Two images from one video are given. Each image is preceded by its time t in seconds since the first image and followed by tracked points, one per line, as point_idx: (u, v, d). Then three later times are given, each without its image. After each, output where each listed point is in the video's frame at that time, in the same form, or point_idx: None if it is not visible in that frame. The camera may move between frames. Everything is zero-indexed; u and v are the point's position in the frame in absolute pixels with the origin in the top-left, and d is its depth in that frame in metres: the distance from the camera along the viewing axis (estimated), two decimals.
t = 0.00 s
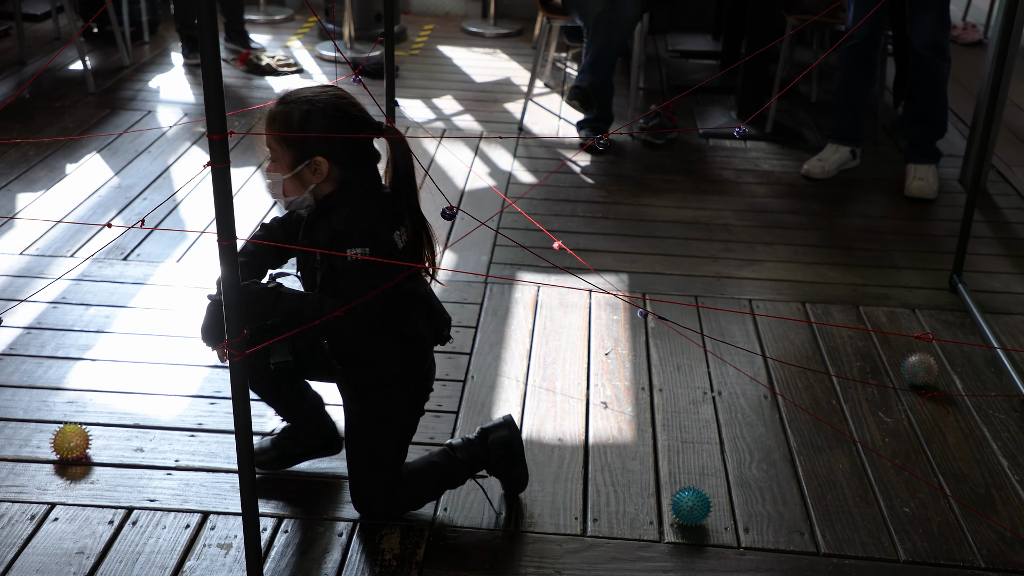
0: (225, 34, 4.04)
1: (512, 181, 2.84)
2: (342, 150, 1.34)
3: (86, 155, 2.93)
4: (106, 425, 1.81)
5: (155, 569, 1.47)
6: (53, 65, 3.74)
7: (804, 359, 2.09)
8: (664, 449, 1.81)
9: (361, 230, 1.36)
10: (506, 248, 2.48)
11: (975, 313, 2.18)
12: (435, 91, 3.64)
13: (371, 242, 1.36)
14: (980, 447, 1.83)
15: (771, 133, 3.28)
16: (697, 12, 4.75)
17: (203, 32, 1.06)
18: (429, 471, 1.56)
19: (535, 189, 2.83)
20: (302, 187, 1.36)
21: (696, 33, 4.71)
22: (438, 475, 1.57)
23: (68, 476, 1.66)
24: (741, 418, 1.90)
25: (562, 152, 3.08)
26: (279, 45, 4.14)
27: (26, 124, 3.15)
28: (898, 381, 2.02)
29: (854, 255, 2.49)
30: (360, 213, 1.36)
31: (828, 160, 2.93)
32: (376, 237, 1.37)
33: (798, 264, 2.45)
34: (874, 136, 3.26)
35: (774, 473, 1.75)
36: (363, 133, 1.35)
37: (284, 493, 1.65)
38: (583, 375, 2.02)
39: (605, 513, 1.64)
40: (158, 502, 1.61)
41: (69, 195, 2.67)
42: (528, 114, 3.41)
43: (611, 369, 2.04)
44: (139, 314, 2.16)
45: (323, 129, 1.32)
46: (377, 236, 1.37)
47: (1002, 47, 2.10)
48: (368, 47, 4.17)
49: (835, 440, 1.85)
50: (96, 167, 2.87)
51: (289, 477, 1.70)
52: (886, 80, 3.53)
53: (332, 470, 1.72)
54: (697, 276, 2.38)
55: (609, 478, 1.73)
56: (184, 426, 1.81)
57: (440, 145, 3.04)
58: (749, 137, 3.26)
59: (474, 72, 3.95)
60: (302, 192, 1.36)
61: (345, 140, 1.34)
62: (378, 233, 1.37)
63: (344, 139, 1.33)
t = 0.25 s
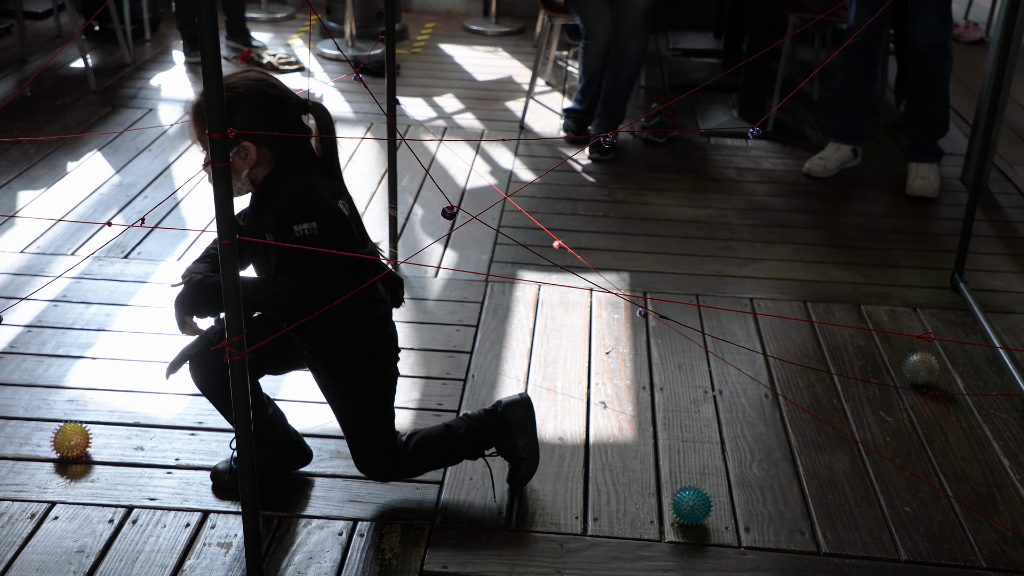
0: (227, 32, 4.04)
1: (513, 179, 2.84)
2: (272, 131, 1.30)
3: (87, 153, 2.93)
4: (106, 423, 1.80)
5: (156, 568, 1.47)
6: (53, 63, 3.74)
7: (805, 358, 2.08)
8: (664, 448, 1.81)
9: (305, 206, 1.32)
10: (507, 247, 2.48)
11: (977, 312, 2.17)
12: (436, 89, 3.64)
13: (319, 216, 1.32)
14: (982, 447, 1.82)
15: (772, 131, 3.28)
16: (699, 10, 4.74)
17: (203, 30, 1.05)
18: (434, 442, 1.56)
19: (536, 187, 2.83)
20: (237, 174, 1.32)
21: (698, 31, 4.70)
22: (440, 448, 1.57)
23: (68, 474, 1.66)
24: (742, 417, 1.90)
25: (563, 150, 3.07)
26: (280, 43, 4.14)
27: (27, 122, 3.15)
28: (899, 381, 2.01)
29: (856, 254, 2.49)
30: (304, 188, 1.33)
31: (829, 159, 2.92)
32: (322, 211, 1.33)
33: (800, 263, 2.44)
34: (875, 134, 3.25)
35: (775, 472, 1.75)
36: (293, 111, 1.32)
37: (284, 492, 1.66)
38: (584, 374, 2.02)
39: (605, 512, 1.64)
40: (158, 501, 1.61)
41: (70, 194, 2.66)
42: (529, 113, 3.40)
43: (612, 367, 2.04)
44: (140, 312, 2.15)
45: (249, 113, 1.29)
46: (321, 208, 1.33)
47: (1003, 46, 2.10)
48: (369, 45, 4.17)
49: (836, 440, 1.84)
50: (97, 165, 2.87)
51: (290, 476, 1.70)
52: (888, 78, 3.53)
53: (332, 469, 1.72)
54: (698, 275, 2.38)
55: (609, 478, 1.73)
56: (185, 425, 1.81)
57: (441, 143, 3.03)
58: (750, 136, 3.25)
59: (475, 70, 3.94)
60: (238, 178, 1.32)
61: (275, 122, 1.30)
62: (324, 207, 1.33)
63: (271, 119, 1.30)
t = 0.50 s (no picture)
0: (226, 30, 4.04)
1: (512, 176, 2.84)
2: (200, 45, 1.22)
3: (86, 150, 2.93)
4: (104, 421, 1.80)
5: (154, 565, 1.47)
6: (52, 60, 3.73)
7: (804, 355, 2.08)
8: (663, 446, 1.81)
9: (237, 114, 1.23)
10: (505, 244, 2.48)
11: (976, 309, 2.17)
12: (436, 86, 3.63)
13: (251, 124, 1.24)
14: (981, 444, 1.82)
15: (772, 129, 3.28)
16: (698, 7, 4.73)
17: (200, 26, 1.05)
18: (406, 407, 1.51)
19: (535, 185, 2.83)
20: (177, 101, 1.25)
21: (698, 29, 4.70)
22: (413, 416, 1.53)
23: (66, 472, 1.67)
24: (741, 415, 1.90)
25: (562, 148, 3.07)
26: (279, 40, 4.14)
27: (25, 119, 3.14)
28: (899, 378, 2.01)
29: (855, 251, 2.49)
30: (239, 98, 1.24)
31: (829, 157, 2.92)
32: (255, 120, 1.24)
33: (799, 260, 2.44)
34: (875, 131, 3.25)
35: (774, 470, 1.75)
36: (221, 16, 1.23)
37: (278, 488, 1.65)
38: (583, 371, 2.02)
39: (604, 509, 1.64)
40: (157, 498, 1.61)
41: (69, 191, 2.66)
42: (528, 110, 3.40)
43: (611, 365, 2.04)
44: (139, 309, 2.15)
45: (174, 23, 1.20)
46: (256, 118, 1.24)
47: (1003, 43, 2.09)
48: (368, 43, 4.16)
49: (835, 437, 1.84)
50: (96, 162, 2.86)
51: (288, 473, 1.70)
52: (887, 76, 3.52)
53: (331, 466, 1.73)
54: (697, 272, 2.37)
55: (608, 475, 1.73)
56: (183, 422, 1.81)
57: (440, 141, 3.03)
58: (750, 134, 3.25)
59: (474, 67, 3.94)
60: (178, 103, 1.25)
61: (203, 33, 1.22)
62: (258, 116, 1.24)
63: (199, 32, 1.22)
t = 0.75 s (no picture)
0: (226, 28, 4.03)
1: (512, 174, 2.83)
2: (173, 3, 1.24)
3: (84, 149, 2.93)
4: (104, 419, 1.80)
5: (153, 564, 1.47)
6: (51, 58, 3.73)
7: (804, 352, 2.08)
8: (663, 442, 1.81)
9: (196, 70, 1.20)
10: (505, 241, 2.48)
11: (976, 305, 2.17)
12: (435, 83, 3.63)
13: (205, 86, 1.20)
14: (980, 440, 1.82)
15: (771, 125, 3.27)
16: (698, 4, 4.73)
17: (197, 22, 1.05)
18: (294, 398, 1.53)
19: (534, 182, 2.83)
20: (160, 51, 1.31)
21: (697, 25, 4.69)
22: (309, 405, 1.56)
23: (66, 470, 1.67)
24: (741, 411, 1.90)
25: (562, 145, 3.07)
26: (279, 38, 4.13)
27: (24, 118, 3.14)
28: (898, 374, 2.01)
29: (855, 247, 2.49)
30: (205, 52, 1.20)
31: (828, 153, 2.91)
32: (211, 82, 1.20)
33: (798, 257, 2.44)
34: (874, 128, 3.25)
35: (774, 466, 1.75)
36: None
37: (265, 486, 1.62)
38: (582, 367, 2.02)
39: (604, 506, 1.64)
40: (156, 496, 1.61)
41: (68, 190, 2.66)
42: (527, 107, 3.40)
43: (610, 362, 2.04)
44: (138, 307, 2.15)
45: None
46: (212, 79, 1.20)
47: (1002, 39, 2.09)
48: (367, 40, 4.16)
49: (834, 433, 1.84)
50: (95, 160, 2.86)
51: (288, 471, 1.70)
52: (887, 72, 3.52)
53: (330, 464, 1.73)
54: (697, 269, 2.37)
55: (607, 471, 1.73)
56: (182, 420, 1.81)
57: (439, 139, 3.03)
58: (749, 130, 3.25)
59: (473, 65, 3.94)
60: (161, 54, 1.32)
61: None
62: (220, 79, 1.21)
63: None
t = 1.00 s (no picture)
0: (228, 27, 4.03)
1: (514, 172, 2.83)
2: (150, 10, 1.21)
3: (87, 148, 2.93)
4: (108, 417, 1.80)
5: (158, 561, 1.50)
6: (54, 58, 3.74)
7: (807, 350, 2.08)
8: (666, 441, 1.81)
9: (143, 80, 1.21)
10: (507, 240, 2.48)
11: (979, 304, 2.16)
12: (437, 82, 3.63)
13: (150, 100, 1.21)
14: (984, 439, 1.82)
15: (774, 124, 3.27)
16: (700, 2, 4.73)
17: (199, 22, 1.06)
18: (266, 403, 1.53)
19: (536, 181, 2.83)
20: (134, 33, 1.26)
21: (699, 24, 4.69)
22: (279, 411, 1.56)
23: (70, 469, 1.67)
24: (744, 410, 1.90)
25: (565, 144, 3.07)
26: (281, 37, 4.13)
27: (28, 117, 3.14)
28: (901, 372, 2.01)
29: (858, 246, 2.48)
30: (159, 64, 1.21)
31: (831, 151, 2.91)
32: (155, 96, 1.21)
33: (801, 255, 2.44)
34: (877, 126, 3.24)
35: (777, 464, 1.75)
36: None
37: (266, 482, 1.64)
38: (585, 366, 2.02)
39: (607, 505, 1.64)
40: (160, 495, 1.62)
41: (71, 189, 2.66)
42: (530, 105, 3.40)
43: (613, 360, 2.04)
44: (142, 306, 2.15)
45: None
46: (158, 93, 1.21)
47: (1005, 37, 2.09)
48: (370, 39, 4.16)
49: (837, 431, 1.84)
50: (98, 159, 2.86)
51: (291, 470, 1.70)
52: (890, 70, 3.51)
53: (334, 462, 1.73)
54: (699, 268, 2.37)
55: (611, 470, 1.73)
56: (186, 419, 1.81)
57: (442, 138, 3.03)
58: (751, 128, 3.24)
59: (476, 63, 3.93)
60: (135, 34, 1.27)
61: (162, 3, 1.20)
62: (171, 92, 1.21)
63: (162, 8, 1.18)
